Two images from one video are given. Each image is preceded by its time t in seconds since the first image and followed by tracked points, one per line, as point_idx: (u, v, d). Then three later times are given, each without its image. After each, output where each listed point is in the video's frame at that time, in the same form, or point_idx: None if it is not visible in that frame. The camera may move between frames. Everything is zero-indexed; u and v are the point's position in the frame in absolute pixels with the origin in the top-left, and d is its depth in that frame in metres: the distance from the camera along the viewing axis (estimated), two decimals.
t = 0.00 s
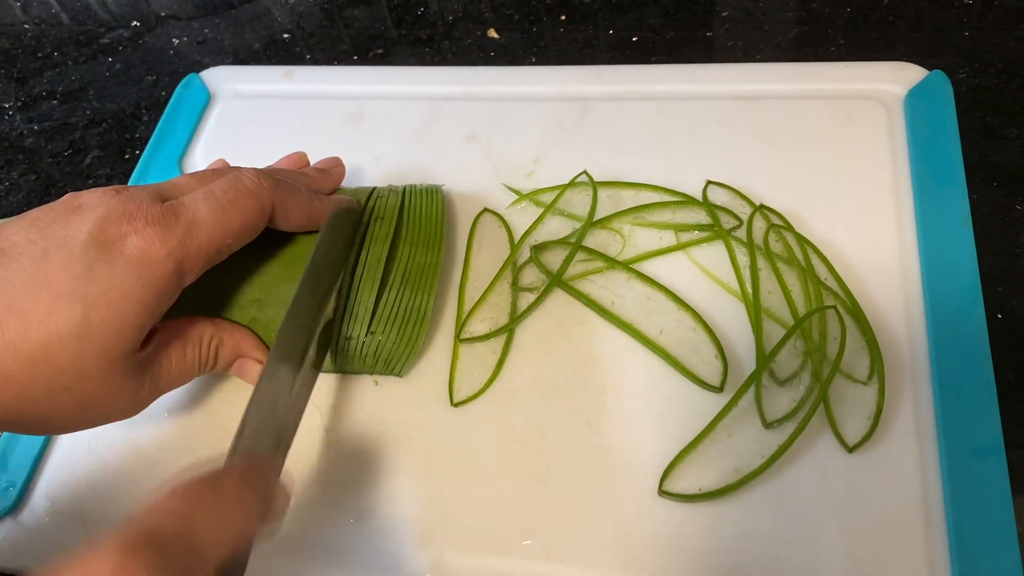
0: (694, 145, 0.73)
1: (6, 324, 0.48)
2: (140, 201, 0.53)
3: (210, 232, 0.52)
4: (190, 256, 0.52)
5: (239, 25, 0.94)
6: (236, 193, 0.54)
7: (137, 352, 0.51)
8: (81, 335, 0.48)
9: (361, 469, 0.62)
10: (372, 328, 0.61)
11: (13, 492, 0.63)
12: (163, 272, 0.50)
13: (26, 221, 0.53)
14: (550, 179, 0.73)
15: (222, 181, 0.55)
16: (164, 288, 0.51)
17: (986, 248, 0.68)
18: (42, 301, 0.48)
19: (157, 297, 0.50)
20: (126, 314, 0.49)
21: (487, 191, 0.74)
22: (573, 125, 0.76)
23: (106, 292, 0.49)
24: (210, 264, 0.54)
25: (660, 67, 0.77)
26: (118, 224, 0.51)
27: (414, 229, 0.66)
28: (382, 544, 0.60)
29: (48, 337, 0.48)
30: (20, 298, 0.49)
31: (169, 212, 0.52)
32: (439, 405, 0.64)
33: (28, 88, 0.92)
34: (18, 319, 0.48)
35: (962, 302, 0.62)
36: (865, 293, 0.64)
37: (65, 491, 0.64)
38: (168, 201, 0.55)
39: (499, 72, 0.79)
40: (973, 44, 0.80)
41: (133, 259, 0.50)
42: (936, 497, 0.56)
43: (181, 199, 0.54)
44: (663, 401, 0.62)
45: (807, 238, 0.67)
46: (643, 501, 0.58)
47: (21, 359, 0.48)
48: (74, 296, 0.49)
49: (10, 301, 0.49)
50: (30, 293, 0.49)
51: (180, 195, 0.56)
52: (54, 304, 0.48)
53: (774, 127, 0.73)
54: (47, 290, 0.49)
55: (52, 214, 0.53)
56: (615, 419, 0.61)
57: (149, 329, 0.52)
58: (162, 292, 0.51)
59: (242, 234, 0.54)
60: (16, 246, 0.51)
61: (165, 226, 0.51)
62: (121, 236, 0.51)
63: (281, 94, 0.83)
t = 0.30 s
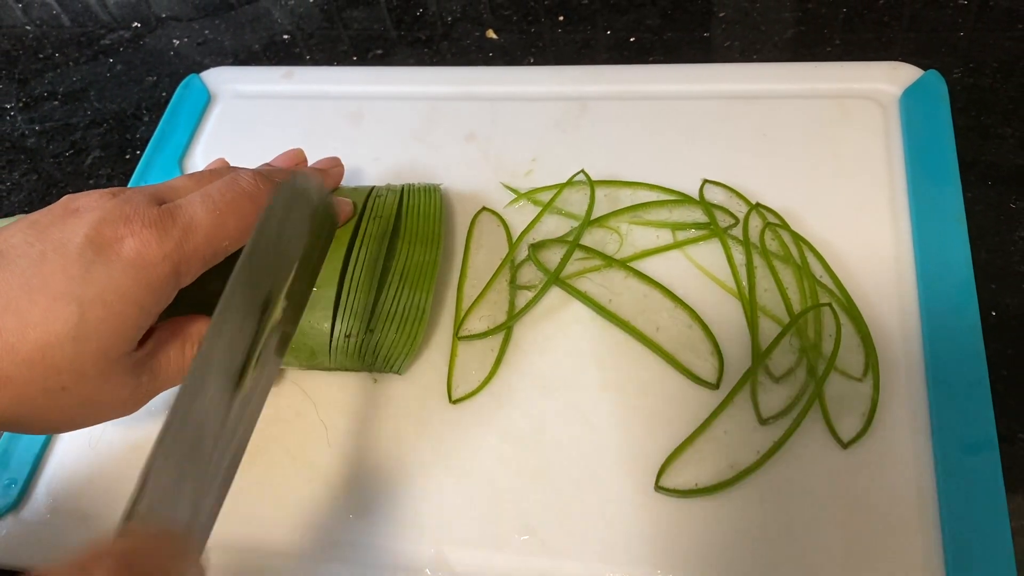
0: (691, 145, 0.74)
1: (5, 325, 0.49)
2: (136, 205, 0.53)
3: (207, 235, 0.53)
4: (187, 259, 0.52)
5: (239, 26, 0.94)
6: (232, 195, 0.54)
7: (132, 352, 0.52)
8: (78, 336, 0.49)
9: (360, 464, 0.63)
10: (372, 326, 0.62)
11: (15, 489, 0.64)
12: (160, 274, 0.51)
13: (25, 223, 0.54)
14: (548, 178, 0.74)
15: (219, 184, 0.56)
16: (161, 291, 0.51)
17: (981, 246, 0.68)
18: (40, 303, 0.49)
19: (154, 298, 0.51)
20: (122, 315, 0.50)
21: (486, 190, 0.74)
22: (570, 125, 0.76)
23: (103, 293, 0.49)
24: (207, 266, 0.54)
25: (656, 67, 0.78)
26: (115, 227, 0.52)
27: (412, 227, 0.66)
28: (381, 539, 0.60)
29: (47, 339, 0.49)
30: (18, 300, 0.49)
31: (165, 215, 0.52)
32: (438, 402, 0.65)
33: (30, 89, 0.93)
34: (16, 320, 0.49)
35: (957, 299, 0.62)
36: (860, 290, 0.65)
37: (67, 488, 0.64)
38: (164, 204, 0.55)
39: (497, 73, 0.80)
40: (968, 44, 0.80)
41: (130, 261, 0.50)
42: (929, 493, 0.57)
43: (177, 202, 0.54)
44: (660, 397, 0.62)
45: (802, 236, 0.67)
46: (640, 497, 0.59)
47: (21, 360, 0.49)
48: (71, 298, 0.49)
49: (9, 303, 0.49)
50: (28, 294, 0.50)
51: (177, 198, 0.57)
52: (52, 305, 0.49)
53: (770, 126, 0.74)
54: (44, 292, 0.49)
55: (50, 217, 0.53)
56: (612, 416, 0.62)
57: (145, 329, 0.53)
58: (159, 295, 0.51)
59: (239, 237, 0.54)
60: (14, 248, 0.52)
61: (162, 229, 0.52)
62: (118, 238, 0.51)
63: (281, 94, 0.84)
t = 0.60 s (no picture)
0: (687, 145, 0.74)
1: (8, 319, 0.49)
2: (137, 200, 0.54)
3: (206, 230, 0.53)
4: (186, 254, 0.53)
5: (239, 28, 0.95)
6: (231, 191, 0.55)
7: (132, 348, 0.52)
8: (78, 331, 0.50)
9: (360, 462, 0.63)
10: (372, 324, 0.63)
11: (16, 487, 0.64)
12: (160, 269, 0.51)
13: (26, 219, 0.54)
14: (546, 178, 0.75)
15: (218, 180, 0.56)
16: (161, 285, 0.52)
17: (975, 245, 0.69)
18: (42, 297, 0.50)
19: (154, 292, 0.52)
20: (122, 310, 0.50)
21: (484, 189, 0.75)
22: (568, 125, 0.77)
23: (104, 288, 0.50)
24: (206, 261, 0.55)
25: (653, 68, 0.79)
26: (116, 222, 0.52)
27: (411, 226, 0.67)
28: (380, 535, 0.61)
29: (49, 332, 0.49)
30: (21, 294, 0.50)
31: (165, 210, 0.53)
32: (436, 399, 0.65)
33: (30, 90, 0.93)
34: (18, 314, 0.50)
35: (951, 296, 0.63)
36: (855, 288, 0.65)
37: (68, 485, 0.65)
38: (164, 199, 0.56)
39: (496, 73, 0.81)
40: (962, 44, 0.81)
41: (131, 256, 0.51)
42: (923, 488, 0.57)
43: (177, 197, 0.55)
44: (656, 394, 0.63)
45: (797, 235, 0.68)
46: (636, 493, 0.59)
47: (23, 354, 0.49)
48: (72, 292, 0.50)
49: (10, 297, 0.50)
50: (30, 289, 0.50)
51: (177, 193, 0.57)
52: (54, 299, 0.49)
53: (766, 126, 0.74)
54: (46, 286, 0.50)
55: (51, 212, 0.54)
56: (609, 413, 0.62)
57: (144, 325, 0.53)
58: (159, 289, 0.52)
59: (238, 232, 0.55)
60: (16, 243, 0.52)
61: (162, 223, 0.52)
62: (119, 233, 0.52)
63: (280, 95, 0.85)
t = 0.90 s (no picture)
0: (686, 144, 0.74)
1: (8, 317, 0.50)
2: (138, 198, 0.54)
3: (207, 228, 0.53)
4: (187, 252, 0.53)
5: (239, 27, 0.95)
6: (231, 189, 0.55)
7: (131, 348, 0.52)
8: (79, 328, 0.50)
9: (360, 458, 0.63)
10: (371, 322, 0.63)
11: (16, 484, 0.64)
12: (161, 267, 0.51)
13: (27, 217, 0.54)
14: (545, 176, 0.75)
15: (219, 178, 0.56)
16: (161, 284, 0.52)
17: (974, 243, 0.69)
18: (42, 295, 0.50)
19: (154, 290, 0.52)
20: (122, 308, 0.50)
21: (483, 188, 0.75)
22: (567, 124, 0.77)
23: (104, 286, 0.50)
24: (206, 260, 0.55)
25: (652, 67, 0.79)
26: (117, 220, 0.52)
27: (411, 225, 0.67)
28: (380, 532, 0.61)
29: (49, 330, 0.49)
30: (21, 292, 0.50)
31: (166, 209, 0.53)
32: (436, 397, 0.65)
33: (30, 90, 0.93)
34: (18, 312, 0.50)
35: (950, 293, 0.63)
36: (854, 286, 0.65)
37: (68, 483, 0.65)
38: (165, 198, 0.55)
39: (495, 72, 0.81)
40: (962, 43, 0.81)
41: (131, 254, 0.51)
42: (923, 486, 0.57)
43: (178, 196, 0.55)
44: (656, 392, 0.63)
45: (797, 233, 0.68)
46: (636, 491, 0.59)
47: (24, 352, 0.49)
48: (72, 291, 0.50)
49: (10, 296, 0.50)
50: (31, 287, 0.50)
51: (177, 192, 0.57)
52: (54, 297, 0.50)
53: (765, 124, 0.74)
54: (46, 284, 0.50)
55: (52, 211, 0.54)
56: (608, 411, 0.62)
57: (144, 324, 0.53)
58: (160, 287, 0.52)
59: (238, 231, 0.55)
60: (17, 241, 0.53)
61: (163, 222, 0.52)
62: (120, 232, 0.52)
63: (280, 94, 0.85)
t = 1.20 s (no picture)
0: (689, 144, 0.74)
1: (10, 318, 0.49)
2: (141, 199, 0.53)
3: (210, 229, 0.53)
4: (190, 253, 0.53)
5: (240, 29, 0.95)
6: (235, 190, 0.55)
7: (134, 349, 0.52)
8: (82, 329, 0.49)
9: (361, 460, 0.63)
10: (373, 324, 0.63)
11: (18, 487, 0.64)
12: (164, 268, 0.51)
13: (29, 217, 0.54)
14: (547, 177, 0.75)
15: (222, 179, 0.56)
16: (164, 285, 0.52)
17: (978, 243, 0.69)
18: (44, 295, 0.49)
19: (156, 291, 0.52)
20: (125, 309, 0.50)
21: (486, 189, 0.75)
22: (569, 125, 0.77)
23: (107, 287, 0.50)
24: (209, 261, 0.55)
25: (654, 67, 0.79)
26: (120, 221, 0.52)
27: (414, 226, 0.67)
28: (382, 535, 0.60)
29: (50, 331, 0.49)
30: (23, 293, 0.50)
31: (169, 210, 0.53)
32: (439, 399, 0.65)
33: (31, 91, 0.93)
34: (20, 312, 0.49)
35: (953, 294, 0.63)
36: (858, 287, 0.65)
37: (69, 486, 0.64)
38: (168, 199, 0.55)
39: (497, 73, 0.81)
40: (964, 43, 0.81)
41: (135, 256, 0.51)
42: (927, 487, 0.57)
43: (181, 197, 0.55)
44: (660, 394, 0.62)
45: (800, 234, 0.68)
46: (640, 492, 0.59)
47: (25, 353, 0.49)
48: (75, 291, 0.49)
49: (12, 298, 0.50)
50: (33, 288, 0.50)
51: (181, 193, 0.57)
52: (56, 298, 0.49)
53: (768, 125, 0.74)
54: (48, 284, 0.50)
55: (55, 211, 0.54)
56: (612, 412, 0.62)
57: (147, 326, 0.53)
58: (163, 288, 0.52)
59: (241, 232, 0.55)
60: (19, 242, 0.52)
61: (166, 223, 0.52)
62: (123, 233, 0.52)
63: (281, 95, 0.85)
